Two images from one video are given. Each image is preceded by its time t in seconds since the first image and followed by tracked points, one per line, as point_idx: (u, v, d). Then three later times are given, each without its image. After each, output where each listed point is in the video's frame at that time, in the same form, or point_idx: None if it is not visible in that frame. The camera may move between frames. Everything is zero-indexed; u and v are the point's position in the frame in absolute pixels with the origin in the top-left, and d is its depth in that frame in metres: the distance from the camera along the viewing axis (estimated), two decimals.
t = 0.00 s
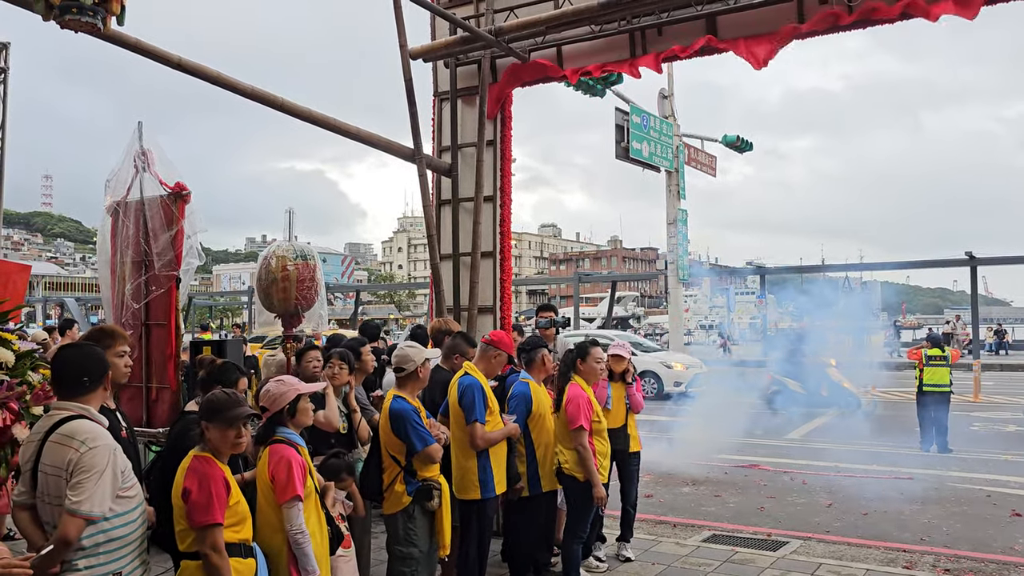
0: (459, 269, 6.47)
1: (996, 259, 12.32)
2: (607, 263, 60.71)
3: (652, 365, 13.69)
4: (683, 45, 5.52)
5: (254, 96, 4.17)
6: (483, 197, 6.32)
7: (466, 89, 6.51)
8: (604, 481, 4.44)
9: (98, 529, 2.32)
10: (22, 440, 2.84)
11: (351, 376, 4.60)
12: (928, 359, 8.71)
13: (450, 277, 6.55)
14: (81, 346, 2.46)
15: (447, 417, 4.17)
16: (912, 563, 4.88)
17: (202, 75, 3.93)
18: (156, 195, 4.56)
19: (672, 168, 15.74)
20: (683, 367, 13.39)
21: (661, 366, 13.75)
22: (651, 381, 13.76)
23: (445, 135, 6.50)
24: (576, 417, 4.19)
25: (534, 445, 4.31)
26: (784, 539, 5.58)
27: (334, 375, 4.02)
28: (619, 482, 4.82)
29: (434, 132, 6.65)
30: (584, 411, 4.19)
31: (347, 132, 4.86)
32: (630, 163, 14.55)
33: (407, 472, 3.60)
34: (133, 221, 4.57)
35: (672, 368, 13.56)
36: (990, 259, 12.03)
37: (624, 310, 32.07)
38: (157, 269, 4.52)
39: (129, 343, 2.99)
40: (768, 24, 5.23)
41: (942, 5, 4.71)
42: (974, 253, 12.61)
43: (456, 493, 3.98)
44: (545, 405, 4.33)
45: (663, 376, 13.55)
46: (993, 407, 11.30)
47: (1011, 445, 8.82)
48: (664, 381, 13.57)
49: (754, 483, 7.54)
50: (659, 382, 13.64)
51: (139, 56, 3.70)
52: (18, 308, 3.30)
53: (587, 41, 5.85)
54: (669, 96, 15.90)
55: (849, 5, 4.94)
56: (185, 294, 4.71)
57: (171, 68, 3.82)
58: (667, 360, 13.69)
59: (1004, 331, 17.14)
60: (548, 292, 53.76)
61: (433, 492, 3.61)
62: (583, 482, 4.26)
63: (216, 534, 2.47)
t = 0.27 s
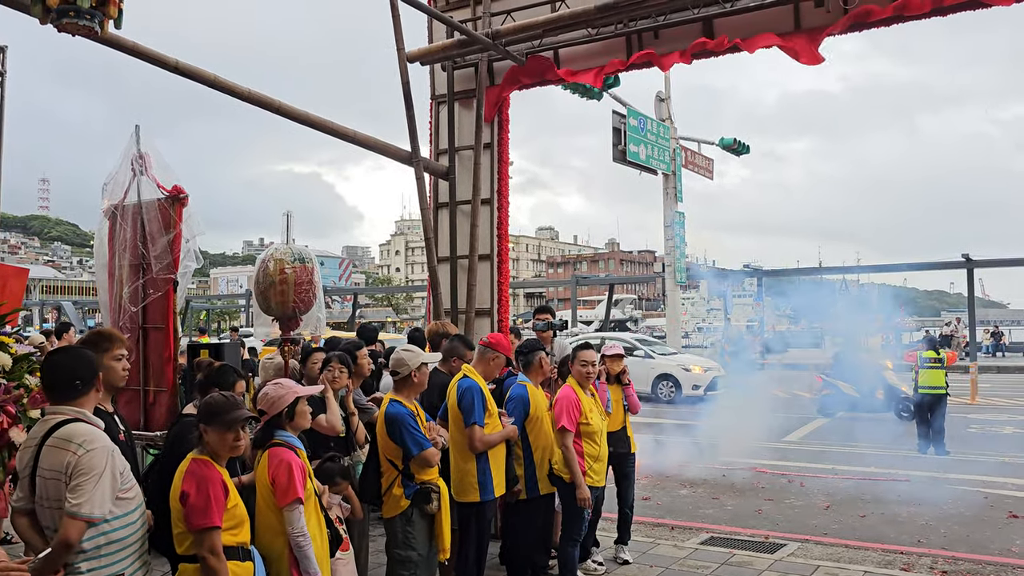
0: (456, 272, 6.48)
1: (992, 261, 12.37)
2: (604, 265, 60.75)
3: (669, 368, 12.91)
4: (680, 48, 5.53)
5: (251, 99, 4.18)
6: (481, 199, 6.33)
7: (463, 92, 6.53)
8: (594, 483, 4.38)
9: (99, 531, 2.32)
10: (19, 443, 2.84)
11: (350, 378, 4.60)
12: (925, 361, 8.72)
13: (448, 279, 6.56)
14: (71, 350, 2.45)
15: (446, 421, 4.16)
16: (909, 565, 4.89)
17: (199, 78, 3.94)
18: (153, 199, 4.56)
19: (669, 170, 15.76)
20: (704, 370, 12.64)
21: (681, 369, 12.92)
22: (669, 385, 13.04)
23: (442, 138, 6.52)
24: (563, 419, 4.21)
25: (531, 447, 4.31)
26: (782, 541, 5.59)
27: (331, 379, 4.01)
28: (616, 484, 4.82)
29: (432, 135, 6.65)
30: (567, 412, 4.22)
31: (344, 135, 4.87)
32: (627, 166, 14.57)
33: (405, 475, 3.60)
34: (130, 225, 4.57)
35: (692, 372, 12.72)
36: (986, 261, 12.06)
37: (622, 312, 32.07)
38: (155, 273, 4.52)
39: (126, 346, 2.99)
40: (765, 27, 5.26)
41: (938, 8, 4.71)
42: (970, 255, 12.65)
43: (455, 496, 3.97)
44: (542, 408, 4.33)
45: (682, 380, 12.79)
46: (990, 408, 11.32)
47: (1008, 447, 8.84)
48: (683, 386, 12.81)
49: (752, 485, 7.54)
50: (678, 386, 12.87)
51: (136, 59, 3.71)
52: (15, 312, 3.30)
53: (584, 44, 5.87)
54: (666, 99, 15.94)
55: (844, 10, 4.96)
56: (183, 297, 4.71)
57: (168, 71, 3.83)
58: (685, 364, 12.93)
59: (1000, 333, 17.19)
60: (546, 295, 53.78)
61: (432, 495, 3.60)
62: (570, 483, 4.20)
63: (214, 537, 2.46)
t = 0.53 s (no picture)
0: (454, 275, 6.49)
1: (989, 264, 12.40)
2: (602, 269, 60.77)
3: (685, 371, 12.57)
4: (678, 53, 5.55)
5: (249, 102, 4.19)
6: (479, 203, 6.34)
7: (461, 96, 6.54)
8: (585, 486, 4.33)
9: (100, 533, 2.32)
10: (16, 447, 2.84)
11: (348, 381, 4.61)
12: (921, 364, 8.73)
13: (446, 283, 6.56)
14: (59, 354, 2.44)
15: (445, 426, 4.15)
16: (907, 568, 4.90)
17: (198, 82, 3.95)
18: (151, 202, 4.56)
19: (667, 174, 15.79)
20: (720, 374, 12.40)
21: (696, 373, 12.57)
22: (684, 389, 12.64)
23: (440, 142, 6.54)
24: (553, 422, 4.23)
25: (530, 451, 4.31)
26: (780, 544, 5.59)
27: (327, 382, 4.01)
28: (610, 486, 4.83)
29: (429, 138, 6.66)
30: (556, 416, 4.23)
31: (343, 138, 4.88)
32: (625, 169, 14.60)
33: (403, 479, 3.60)
34: (128, 228, 4.57)
35: (709, 375, 12.40)
36: (983, 265, 12.09)
37: (619, 316, 32.07)
38: (152, 276, 4.52)
39: (125, 349, 2.99)
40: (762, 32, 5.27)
41: (935, 14, 4.72)
42: (967, 259, 12.68)
43: (455, 500, 3.97)
44: (541, 412, 4.34)
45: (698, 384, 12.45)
46: (987, 412, 11.35)
47: (1006, 450, 8.86)
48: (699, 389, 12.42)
49: (751, 488, 7.54)
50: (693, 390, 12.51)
51: (135, 63, 3.72)
52: (13, 315, 3.29)
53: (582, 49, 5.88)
54: (664, 103, 15.98)
55: (841, 15, 4.98)
56: (180, 300, 4.71)
57: (166, 75, 3.83)
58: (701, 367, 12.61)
59: (997, 336, 17.22)
60: (543, 298, 53.83)
61: (430, 500, 3.61)
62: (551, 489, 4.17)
63: (213, 541, 2.46)
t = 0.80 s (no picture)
0: (450, 278, 6.49)
1: (983, 268, 12.45)
2: (598, 272, 60.85)
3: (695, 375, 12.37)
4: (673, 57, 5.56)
5: (245, 106, 4.19)
6: (474, 207, 6.35)
7: (458, 100, 6.54)
8: (581, 490, 4.34)
9: (94, 537, 2.31)
10: (11, 450, 2.82)
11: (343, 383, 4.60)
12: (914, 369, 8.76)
13: (441, 286, 6.56)
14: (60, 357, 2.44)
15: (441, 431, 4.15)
16: (901, 572, 4.91)
17: (194, 85, 3.94)
18: (147, 205, 4.55)
19: (663, 178, 15.82)
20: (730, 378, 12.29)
21: (705, 377, 12.39)
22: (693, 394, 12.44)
23: (436, 145, 6.54)
24: (548, 427, 4.26)
25: (524, 454, 4.30)
26: (775, 548, 5.60)
27: (321, 386, 4.01)
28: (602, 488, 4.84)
29: (426, 142, 6.67)
30: (556, 420, 4.26)
31: (339, 142, 4.88)
32: (621, 173, 14.63)
33: (398, 484, 3.59)
34: (123, 231, 4.55)
35: (719, 379, 12.27)
36: (977, 269, 12.15)
37: (615, 319, 32.11)
38: (147, 279, 4.51)
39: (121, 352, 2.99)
40: (757, 36, 5.28)
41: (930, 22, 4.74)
42: (962, 263, 12.73)
43: (450, 504, 3.97)
44: (536, 416, 4.35)
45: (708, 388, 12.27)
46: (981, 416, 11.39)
47: (999, 454, 8.91)
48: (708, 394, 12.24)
49: (746, 492, 7.55)
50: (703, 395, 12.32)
51: (131, 65, 3.71)
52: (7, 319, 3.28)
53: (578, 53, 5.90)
54: (659, 107, 16.01)
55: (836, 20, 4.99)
56: (175, 303, 4.71)
57: (163, 78, 3.83)
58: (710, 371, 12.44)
59: (991, 340, 17.30)
60: (539, 301, 53.85)
61: (425, 504, 3.57)
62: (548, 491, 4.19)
63: (208, 545, 2.45)
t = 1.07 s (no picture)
0: (445, 279, 6.49)
1: (977, 270, 12.51)
2: (593, 273, 60.91)
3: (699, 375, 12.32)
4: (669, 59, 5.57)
5: (240, 106, 4.18)
6: (470, 207, 6.35)
7: (453, 101, 6.54)
8: (582, 491, 4.38)
9: (85, 539, 2.31)
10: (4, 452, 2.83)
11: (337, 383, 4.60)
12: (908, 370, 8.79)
13: (436, 287, 6.55)
14: (71, 357, 2.44)
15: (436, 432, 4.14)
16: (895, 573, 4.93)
17: (189, 85, 3.93)
18: (141, 206, 4.53)
19: (658, 179, 15.84)
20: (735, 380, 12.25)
21: (709, 378, 12.35)
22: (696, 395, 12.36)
23: (432, 146, 6.54)
24: (550, 428, 4.23)
25: (519, 455, 4.30)
26: (769, 549, 5.62)
27: (315, 387, 4.01)
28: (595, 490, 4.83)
29: (421, 143, 6.67)
30: (556, 423, 4.22)
31: (334, 142, 4.88)
32: (616, 174, 14.64)
33: (392, 485, 3.59)
34: (118, 231, 4.54)
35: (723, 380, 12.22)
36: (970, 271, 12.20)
37: (610, 320, 32.16)
38: (141, 279, 4.49)
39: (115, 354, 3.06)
40: (752, 38, 5.30)
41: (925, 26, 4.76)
42: (955, 265, 12.78)
43: (445, 505, 3.97)
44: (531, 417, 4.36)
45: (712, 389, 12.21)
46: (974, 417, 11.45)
47: (991, 455, 8.95)
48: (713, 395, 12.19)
49: (741, 494, 7.56)
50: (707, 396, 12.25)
51: (126, 65, 3.69)
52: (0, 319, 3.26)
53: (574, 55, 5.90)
54: (654, 108, 16.04)
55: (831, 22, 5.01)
56: (169, 304, 4.70)
57: (157, 78, 3.82)
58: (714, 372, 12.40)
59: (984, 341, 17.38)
60: (534, 302, 53.88)
61: (419, 506, 3.57)
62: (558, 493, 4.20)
63: (202, 546, 2.45)
